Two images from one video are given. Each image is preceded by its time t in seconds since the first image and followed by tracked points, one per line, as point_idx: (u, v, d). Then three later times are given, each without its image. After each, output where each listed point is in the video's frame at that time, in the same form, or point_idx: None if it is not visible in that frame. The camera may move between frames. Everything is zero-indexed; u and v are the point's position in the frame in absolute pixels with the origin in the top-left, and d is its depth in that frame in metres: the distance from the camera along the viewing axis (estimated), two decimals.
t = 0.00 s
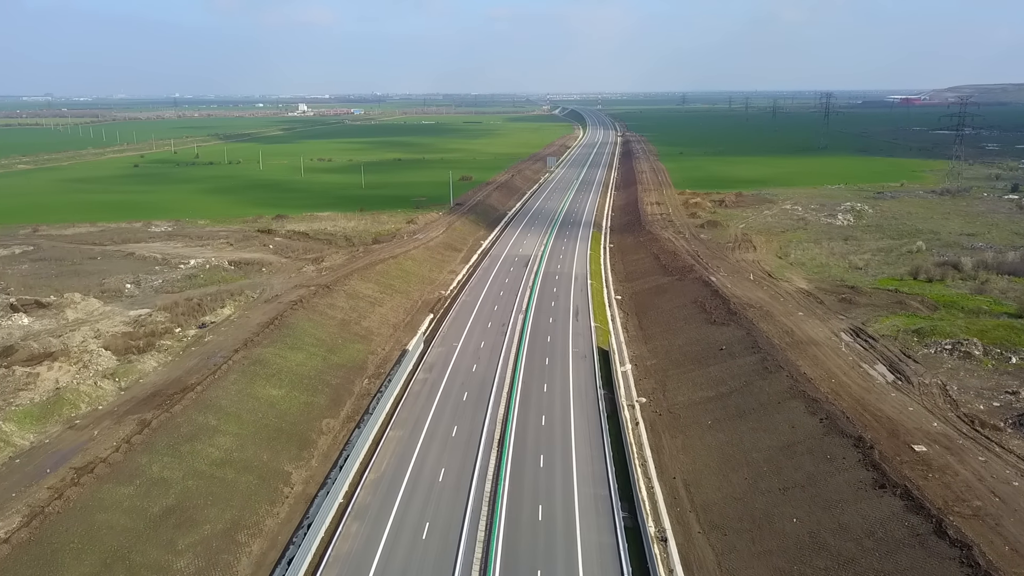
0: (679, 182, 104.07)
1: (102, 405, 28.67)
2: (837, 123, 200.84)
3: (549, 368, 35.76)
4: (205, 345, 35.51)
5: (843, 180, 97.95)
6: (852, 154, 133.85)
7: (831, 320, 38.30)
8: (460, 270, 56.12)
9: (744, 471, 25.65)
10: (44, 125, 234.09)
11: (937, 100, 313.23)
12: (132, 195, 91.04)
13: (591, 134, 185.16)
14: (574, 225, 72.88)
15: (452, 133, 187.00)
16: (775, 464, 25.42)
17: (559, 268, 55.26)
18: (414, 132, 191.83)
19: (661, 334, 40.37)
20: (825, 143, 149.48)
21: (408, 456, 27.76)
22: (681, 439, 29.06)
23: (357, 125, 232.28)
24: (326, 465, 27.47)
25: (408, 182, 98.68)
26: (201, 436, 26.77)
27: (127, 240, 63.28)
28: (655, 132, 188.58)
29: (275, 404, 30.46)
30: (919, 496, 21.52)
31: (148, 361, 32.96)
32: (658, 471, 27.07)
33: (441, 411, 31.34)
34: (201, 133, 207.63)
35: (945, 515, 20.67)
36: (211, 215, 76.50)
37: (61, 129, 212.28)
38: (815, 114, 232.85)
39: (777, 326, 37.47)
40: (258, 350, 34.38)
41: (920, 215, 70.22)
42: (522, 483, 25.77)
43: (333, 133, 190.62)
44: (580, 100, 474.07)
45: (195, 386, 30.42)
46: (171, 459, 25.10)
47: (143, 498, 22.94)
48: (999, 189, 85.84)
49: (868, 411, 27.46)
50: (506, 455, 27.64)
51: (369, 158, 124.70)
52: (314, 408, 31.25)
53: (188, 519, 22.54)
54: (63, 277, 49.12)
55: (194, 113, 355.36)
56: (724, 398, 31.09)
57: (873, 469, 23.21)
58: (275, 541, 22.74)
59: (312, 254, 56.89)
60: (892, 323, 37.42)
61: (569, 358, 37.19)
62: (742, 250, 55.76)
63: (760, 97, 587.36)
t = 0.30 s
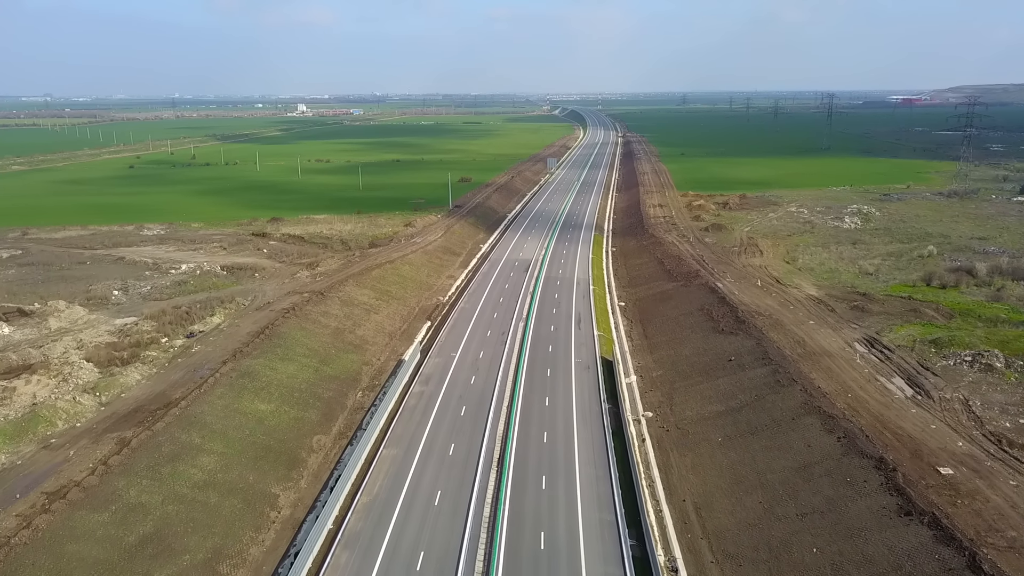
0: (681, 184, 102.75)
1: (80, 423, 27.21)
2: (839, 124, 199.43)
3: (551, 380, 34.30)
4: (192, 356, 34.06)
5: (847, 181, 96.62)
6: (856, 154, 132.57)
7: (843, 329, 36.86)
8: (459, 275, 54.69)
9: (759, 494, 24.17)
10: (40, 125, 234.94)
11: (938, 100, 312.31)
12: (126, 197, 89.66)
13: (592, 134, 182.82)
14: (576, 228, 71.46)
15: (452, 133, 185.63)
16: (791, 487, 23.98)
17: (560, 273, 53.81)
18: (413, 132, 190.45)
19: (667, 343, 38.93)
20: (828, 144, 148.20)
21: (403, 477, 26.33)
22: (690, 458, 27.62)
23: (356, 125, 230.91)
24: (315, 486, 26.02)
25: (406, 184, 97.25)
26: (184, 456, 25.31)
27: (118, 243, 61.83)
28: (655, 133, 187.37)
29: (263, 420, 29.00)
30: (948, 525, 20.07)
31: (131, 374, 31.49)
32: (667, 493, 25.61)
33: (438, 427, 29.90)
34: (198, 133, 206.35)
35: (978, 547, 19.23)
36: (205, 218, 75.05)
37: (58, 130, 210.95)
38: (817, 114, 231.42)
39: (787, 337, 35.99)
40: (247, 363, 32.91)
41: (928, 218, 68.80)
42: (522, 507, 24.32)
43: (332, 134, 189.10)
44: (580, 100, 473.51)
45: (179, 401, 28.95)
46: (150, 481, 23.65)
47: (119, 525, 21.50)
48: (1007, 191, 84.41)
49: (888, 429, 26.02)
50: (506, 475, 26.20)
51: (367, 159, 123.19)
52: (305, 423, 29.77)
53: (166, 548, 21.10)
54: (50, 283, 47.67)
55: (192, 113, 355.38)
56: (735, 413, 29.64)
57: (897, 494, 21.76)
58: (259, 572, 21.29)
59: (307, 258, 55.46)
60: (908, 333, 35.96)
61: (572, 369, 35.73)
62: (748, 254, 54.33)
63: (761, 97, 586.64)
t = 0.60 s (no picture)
0: (684, 185, 101.37)
1: (56, 442, 25.75)
2: (841, 124, 197.98)
3: (552, 393, 32.86)
4: (178, 368, 32.61)
5: (852, 183, 95.25)
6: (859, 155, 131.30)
7: (857, 339, 35.40)
8: (457, 280, 53.25)
9: (775, 520, 22.73)
10: (37, 125, 235.88)
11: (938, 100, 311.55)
12: (119, 199, 88.15)
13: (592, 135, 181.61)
14: (577, 230, 70.02)
15: (451, 134, 184.22)
16: (810, 513, 22.54)
17: (561, 278, 52.34)
18: (411, 132, 189.07)
19: (673, 353, 37.49)
20: (831, 145, 146.98)
21: (397, 500, 24.89)
22: (700, 479, 26.16)
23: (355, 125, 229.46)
24: (304, 510, 24.58)
25: (404, 185, 95.77)
26: (164, 478, 23.87)
27: (108, 247, 60.35)
28: (656, 134, 186.05)
29: (251, 438, 27.52)
30: (984, 558, 18.63)
31: (113, 388, 30.03)
32: (676, 518, 24.17)
33: (434, 444, 28.47)
34: (195, 133, 204.98)
35: None
36: (199, 220, 73.59)
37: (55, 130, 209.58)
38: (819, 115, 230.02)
39: (799, 347, 34.54)
40: (235, 376, 31.43)
41: (937, 220, 67.39)
42: (523, 534, 22.87)
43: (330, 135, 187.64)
44: (580, 99, 473.34)
45: (162, 418, 27.48)
46: (127, 507, 22.21)
47: (90, 558, 20.07)
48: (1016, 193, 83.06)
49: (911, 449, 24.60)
50: (506, 498, 24.76)
51: (365, 160, 121.77)
52: (295, 440, 28.33)
53: None
54: (35, 289, 46.23)
55: (195, 114, 359.39)
56: (747, 430, 28.17)
57: (926, 523, 20.31)
58: None
59: (302, 263, 54.02)
60: (925, 343, 34.50)
61: (575, 381, 34.27)
62: (755, 259, 52.89)
63: (761, 97, 585.67)
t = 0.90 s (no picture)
0: (686, 186, 99.93)
1: (28, 464, 24.27)
2: (843, 125, 196.56)
3: (555, 408, 31.37)
4: (164, 382, 31.13)
5: (858, 184, 93.74)
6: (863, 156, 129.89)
7: (873, 350, 33.92)
8: (456, 285, 51.79)
9: (794, 549, 21.28)
10: (33, 125, 237.12)
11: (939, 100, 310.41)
12: (113, 200, 86.69)
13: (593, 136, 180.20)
14: (578, 233, 68.53)
15: (450, 134, 182.77)
16: (831, 541, 21.09)
17: (563, 283, 50.87)
18: (410, 132, 187.66)
19: (680, 364, 36.03)
20: (834, 146, 145.53)
21: (390, 525, 23.43)
22: (712, 501, 24.69)
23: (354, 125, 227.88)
24: (291, 537, 23.13)
25: (403, 187, 94.27)
26: (142, 503, 22.42)
27: (98, 251, 58.87)
28: (657, 134, 184.64)
29: (236, 458, 26.04)
30: None
31: (93, 403, 28.55)
32: (687, 545, 22.71)
33: (430, 464, 27.01)
34: (193, 134, 203.42)
35: None
36: (193, 223, 72.15)
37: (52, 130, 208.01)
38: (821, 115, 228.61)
39: (812, 358, 33.07)
40: (222, 390, 29.94)
41: (946, 223, 65.95)
42: (525, 564, 21.41)
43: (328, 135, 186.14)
44: (580, 99, 472.20)
45: (142, 437, 25.99)
46: (100, 536, 20.77)
47: None
48: None
49: (937, 472, 23.15)
50: (506, 524, 23.31)
51: (364, 161, 120.20)
52: (283, 460, 26.83)
53: None
54: (20, 296, 44.75)
55: (194, 113, 357.95)
56: (761, 448, 26.68)
57: (959, 556, 18.86)
58: None
59: (296, 268, 52.57)
60: (944, 354, 33.04)
61: (577, 394, 32.78)
62: (762, 264, 51.43)
63: (762, 97, 584.56)
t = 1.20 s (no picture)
0: (689, 187, 98.47)
1: None
2: (846, 125, 195.29)
3: (557, 423, 29.89)
4: (146, 396, 29.66)
5: (863, 186, 92.31)
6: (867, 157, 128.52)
7: (889, 362, 32.43)
8: (454, 291, 50.30)
9: None
10: (29, 125, 236.96)
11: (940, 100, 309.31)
12: (105, 202, 85.16)
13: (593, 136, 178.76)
14: (580, 236, 67.02)
15: (449, 134, 181.28)
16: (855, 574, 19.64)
17: (564, 289, 49.37)
18: (409, 133, 186.15)
19: (687, 375, 34.54)
20: (837, 146, 144.09)
21: (382, 553, 21.99)
22: (725, 527, 23.21)
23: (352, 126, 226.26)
24: (276, 567, 21.70)
25: (400, 188, 92.80)
26: (116, 533, 20.99)
27: (87, 255, 57.40)
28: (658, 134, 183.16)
29: (219, 480, 24.59)
30: None
31: (70, 421, 27.07)
32: None
33: (426, 485, 25.55)
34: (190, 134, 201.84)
35: None
36: (186, 225, 70.66)
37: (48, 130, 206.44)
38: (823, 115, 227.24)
39: (825, 371, 31.59)
40: (206, 406, 28.45)
41: (956, 226, 64.53)
42: None
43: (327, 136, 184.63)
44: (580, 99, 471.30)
45: (119, 458, 24.54)
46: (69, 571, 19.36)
47: None
48: None
49: (966, 499, 21.71)
50: (506, 552, 21.85)
51: (361, 162, 118.66)
52: (269, 481, 25.37)
53: None
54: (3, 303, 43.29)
55: (192, 113, 356.35)
56: (775, 469, 25.22)
57: None
58: None
59: (290, 273, 51.11)
60: (964, 366, 31.57)
61: (580, 408, 31.31)
62: (769, 269, 49.96)
63: (762, 97, 583.45)
